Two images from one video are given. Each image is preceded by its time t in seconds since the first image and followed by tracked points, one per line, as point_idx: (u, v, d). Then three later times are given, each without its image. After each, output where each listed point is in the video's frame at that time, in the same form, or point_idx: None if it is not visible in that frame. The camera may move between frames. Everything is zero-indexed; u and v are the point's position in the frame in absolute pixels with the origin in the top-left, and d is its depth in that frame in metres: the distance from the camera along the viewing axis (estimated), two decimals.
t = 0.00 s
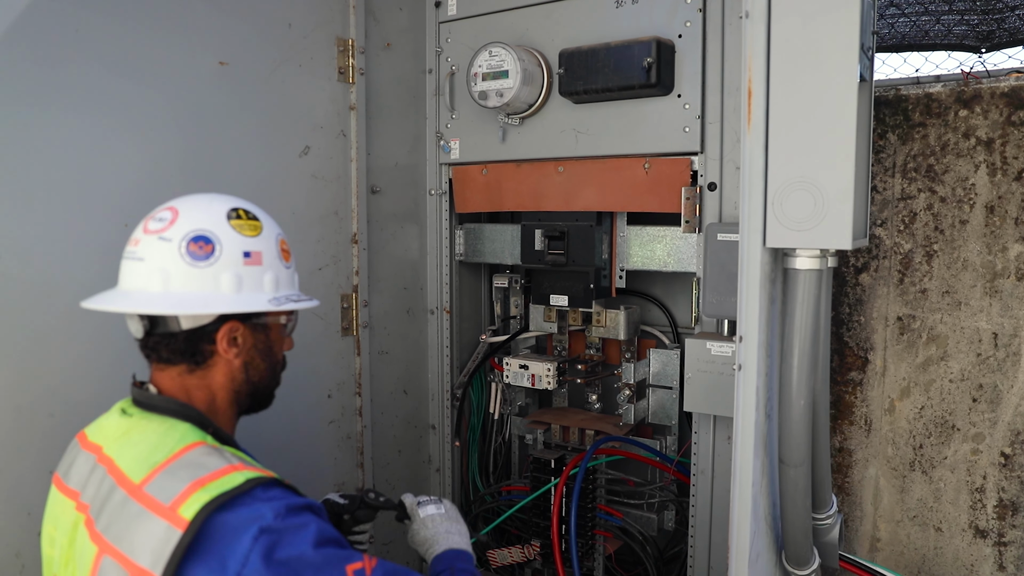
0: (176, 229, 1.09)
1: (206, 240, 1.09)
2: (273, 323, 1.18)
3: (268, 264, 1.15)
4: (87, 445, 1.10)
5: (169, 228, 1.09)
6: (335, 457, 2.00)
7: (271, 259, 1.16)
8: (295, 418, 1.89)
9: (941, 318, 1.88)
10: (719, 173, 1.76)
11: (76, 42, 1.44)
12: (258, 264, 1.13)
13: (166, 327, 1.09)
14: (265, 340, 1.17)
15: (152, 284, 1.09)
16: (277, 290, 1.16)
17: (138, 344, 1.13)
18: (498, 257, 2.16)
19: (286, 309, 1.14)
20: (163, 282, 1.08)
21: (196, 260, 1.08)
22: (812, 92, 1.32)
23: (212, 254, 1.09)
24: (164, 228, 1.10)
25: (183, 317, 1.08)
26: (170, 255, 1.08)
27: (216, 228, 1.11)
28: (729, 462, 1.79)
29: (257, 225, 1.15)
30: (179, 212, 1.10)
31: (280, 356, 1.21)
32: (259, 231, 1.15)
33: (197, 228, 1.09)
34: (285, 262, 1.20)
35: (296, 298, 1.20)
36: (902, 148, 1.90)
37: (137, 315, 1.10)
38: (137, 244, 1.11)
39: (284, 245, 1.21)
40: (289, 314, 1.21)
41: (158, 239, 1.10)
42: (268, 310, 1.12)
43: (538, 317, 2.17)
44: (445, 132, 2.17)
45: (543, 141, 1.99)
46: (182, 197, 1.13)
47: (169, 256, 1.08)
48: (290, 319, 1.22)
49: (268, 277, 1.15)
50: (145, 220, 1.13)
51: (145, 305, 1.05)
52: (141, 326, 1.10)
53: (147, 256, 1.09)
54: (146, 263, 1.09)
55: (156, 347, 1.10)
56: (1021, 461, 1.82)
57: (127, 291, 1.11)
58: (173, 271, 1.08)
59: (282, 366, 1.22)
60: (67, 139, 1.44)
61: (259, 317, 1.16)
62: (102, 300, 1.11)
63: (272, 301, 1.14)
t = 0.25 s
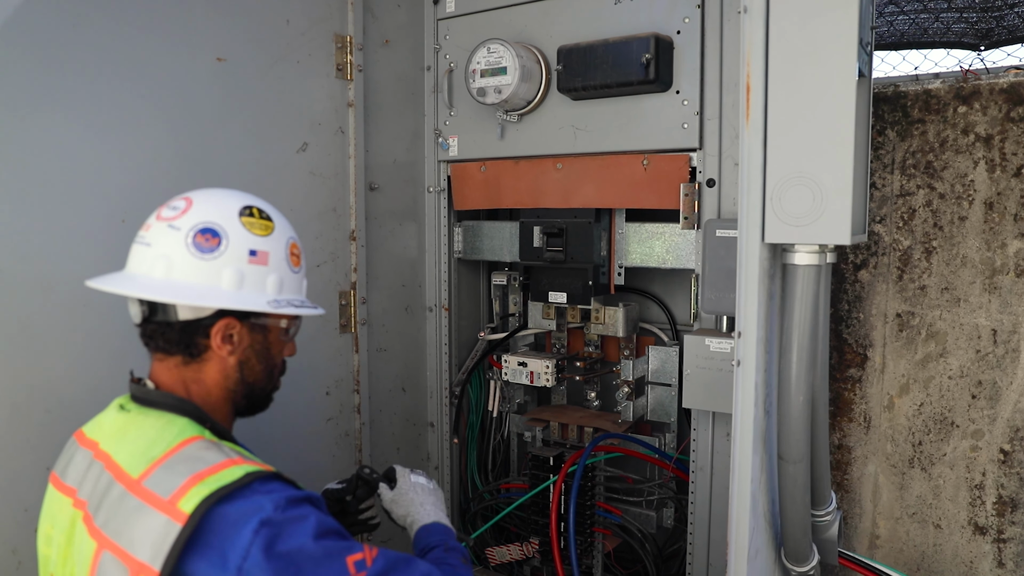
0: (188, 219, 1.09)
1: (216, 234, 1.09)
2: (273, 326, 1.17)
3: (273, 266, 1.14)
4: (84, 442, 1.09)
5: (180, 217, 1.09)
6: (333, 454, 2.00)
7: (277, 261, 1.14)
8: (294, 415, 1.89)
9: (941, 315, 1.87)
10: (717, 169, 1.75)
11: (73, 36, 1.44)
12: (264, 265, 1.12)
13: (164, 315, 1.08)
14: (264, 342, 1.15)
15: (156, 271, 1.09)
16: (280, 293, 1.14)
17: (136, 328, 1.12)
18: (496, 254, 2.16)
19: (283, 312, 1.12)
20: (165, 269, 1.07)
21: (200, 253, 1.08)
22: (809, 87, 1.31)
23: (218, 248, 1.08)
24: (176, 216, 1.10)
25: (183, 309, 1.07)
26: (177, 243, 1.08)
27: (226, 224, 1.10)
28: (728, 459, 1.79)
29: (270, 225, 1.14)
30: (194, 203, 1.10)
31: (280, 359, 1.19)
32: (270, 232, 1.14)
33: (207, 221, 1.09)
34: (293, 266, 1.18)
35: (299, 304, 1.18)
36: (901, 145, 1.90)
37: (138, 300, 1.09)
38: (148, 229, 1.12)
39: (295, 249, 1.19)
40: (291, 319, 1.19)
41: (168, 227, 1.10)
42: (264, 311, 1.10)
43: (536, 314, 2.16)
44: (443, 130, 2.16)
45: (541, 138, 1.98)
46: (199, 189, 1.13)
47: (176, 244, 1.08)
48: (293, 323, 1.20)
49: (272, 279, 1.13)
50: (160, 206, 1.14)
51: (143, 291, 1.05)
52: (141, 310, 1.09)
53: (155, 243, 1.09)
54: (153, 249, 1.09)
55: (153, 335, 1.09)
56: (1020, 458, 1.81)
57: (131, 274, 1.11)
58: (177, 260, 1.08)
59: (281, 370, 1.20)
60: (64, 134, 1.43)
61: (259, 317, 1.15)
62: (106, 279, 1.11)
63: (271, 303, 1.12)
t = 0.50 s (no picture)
0: (189, 210, 1.09)
1: (216, 225, 1.08)
2: (272, 320, 1.16)
3: (274, 258, 1.13)
4: (81, 432, 1.09)
5: (182, 208, 1.09)
6: (331, 450, 1.99)
7: (278, 254, 1.14)
8: (291, 411, 1.88)
9: (939, 310, 1.87)
10: (715, 164, 1.75)
11: (71, 29, 1.44)
12: (264, 257, 1.11)
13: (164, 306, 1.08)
14: (263, 335, 1.14)
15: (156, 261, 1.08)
16: (280, 286, 1.14)
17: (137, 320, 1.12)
18: (494, 250, 2.16)
19: (282, 305, 1.11)
20: (165, 260, 1.07)
21: (201, 244, 1.07)
22: (807, 81, 1.30)
23: (218, 239, 1.08)
24: (177, 207, 1.10)
25: (181, 300, 1.07)
26: (177, 234, 1.08)
27: (227, 215, 1.10)
28: (726, 454, 1.79)
29: (271, 219, 1.14)
30: (196, 194, 1.10)
31: (279, 353, 1.18)
32: (272, 225, 1.13)
33: (208, 213, 1.08)
34: (294, 260, 1.18)
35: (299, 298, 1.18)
36: (899, 140, 1.90)
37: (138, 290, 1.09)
38: (150, 220, 1.11)
39: (296, 243, 1.19)
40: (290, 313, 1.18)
41: (169, 218, 1.09)
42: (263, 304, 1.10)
43: (534, 310, 2.16)
44: (440, 125, 2.15)
45: (539, 133, 1.98)
46: (202, 181, 1.13)
47: (177, 235, 1.08)
48: (293, 317, 1.19)
49: (272, 272, 1.13)
50: (162, 197, 1.14)
51: (143, 280, 1.05)
52: (140, 300, 1.09)
53: (156, 233, 1.09)
54: (154, 240, 1.09)
55: (153, 326, 1.09)
56: (1018, 453, 1.81)
57: (131, 264, 1.10)
58: (177, 251, 1.07)
59: (280, 364, 1.19)
60: (61, 127, 1.43)
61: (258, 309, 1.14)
62: (106, 269, 1.11)
63: (271, 296, 1.11)
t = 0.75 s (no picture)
0: (181, 201, 1.08)
1: (209, 215, 1.08)
2: (269, 308, 1.16)
3: (269, 246, 1.13)
4: (78, 424, 1.09)
5: (173, 199, 1.08)
6: (328, 445, 1.99)
7: (272, 242, 1.13)
8: (289, 405, 1.88)
9: (937, 305, 1.87)
10: (713, 158, 1.75)
11: (67, 21, 1.43)
12: (259, 245, 1.11)
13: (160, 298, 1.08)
14: (260, 324, 1.14)
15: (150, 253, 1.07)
16: (275, 274, 1.14)
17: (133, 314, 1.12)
18: (492, 245, 2.15)
19: (280, 292, 1.11)
20: (159, 252, 1.06)
21: (195, 234, 1.07)
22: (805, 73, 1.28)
23: (212, 229, 1.08)
24: (168, 198, 1.09)
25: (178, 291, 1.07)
26: (170, 225, 1.07)
27: (220, 205, 1.09)
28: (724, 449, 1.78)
29: (264, 207, 1.14)
30: (187, 185, 1.09)
31: (276, 341, 1.18)
32: (265, 213, 1.13)
33: (201, 203, 1.08)
34: (287, 247, 1.17)
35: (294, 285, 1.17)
36: (897, 135, 1.90)
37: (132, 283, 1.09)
38: (140, 213, 1.10)
39: (289, 230, 1.19)
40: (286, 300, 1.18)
41: (161, 210, 1.09)
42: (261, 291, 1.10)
43: (532, 306, 2.16)
44: (439, 121, 2.15)
45: (537, 127, 1.98)
46: (192, 171, 1.12)
47: (170, 227, 1.07)
48: (290, 304, 1.19)
49: (267, 259, 1.12)
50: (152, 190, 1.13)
51: (138, 273, 1.04)
52: (137, 295, 1.09)
53: (148, 225, 1.08)
54: (146, 232, 1.08)
55: (150, 319, 1.08)
56: (1017, 448, 1.81)
57: (123, 258, 1.09)
58: (171, 242, 1.07)
59: (278, 351, 1.19)
60: (57, 120, 1.43)
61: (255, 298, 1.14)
62: (97, 264, 1.10)
63: (268, 284, 1.11)
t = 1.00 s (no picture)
0: (170, 193, 1.07)
1: (202, 205, 1.07)
2: (268, 292, 1.16)
3: (264, 231, 1.13)
4: (78, 415, 1.08)
5: (163, 192, 1.07)
6: (328, 440, 1.99)
7: (266, 226, 1.13)
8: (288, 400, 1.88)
9: (937, 299, 1.87)
10: (713, 152, 1.75)
11: (66, 13, 1.43)
12: (254, 230, 1.11)
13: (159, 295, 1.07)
14: (261, 309, 1.14)
15: (145, 250, 1.06)
16: (272, 257, 1.14)
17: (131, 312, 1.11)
18: (491, 241, 2.15)
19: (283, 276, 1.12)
20: (157, 248, 1.05)
21: (191, 225, 1.06)
22: (804, 65, 1.27)
23: (207, 218, 1.07)
24: (157, 192, 1.08)
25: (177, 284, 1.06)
26: (164, 220, 1.06)
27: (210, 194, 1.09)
28: (724, 443, 1.78)
29: (253, 191, 1.13)
30: (173, 176, 1.08)
31: (276, 325, 1.19)
32: (255, 197, 1.13)
33: (192, 193, 1.07)
34: (280, 229, 1.17)
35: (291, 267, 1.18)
36: (897, 129, 1.89)
37: (131, 283, 1.08)
38: (130, 209, 1.09)
39: (278, 212, 1.18)
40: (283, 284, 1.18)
41: (151, 204, 1.07)
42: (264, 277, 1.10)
43: (532, 301, 2.16)
44: (438, 116, 2.15)
45: (536, 122, 1.97)
46: (176, 162, 1.11)
47: (164, 221, 1.06)
48: (287, 287, 1.20)
49: (263, 244, 1.12)
50: (137, 186, 1.11)
51: (139, 271, 1.03)
52: (135, 294, 1.08)
53: (140, 222, 1.06)
54: (140, 229, 1.06)
55: (151, 316, 1.07)
56: (1017, 442, 1.81)
57: (119, 258, 1.08)
58: (167, 236, 1.06)
59: (277, 335, 1.20)
60: (56, 112, 1.42)
61: (255, 284, 1.14)
62: (92, 265, 1.08)
63: (268, 268, 1.11)
